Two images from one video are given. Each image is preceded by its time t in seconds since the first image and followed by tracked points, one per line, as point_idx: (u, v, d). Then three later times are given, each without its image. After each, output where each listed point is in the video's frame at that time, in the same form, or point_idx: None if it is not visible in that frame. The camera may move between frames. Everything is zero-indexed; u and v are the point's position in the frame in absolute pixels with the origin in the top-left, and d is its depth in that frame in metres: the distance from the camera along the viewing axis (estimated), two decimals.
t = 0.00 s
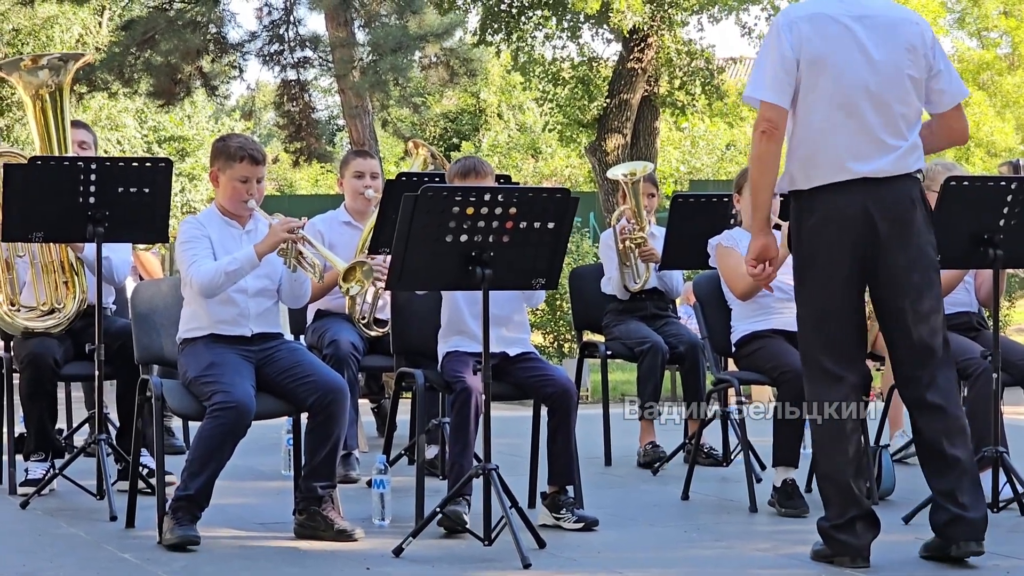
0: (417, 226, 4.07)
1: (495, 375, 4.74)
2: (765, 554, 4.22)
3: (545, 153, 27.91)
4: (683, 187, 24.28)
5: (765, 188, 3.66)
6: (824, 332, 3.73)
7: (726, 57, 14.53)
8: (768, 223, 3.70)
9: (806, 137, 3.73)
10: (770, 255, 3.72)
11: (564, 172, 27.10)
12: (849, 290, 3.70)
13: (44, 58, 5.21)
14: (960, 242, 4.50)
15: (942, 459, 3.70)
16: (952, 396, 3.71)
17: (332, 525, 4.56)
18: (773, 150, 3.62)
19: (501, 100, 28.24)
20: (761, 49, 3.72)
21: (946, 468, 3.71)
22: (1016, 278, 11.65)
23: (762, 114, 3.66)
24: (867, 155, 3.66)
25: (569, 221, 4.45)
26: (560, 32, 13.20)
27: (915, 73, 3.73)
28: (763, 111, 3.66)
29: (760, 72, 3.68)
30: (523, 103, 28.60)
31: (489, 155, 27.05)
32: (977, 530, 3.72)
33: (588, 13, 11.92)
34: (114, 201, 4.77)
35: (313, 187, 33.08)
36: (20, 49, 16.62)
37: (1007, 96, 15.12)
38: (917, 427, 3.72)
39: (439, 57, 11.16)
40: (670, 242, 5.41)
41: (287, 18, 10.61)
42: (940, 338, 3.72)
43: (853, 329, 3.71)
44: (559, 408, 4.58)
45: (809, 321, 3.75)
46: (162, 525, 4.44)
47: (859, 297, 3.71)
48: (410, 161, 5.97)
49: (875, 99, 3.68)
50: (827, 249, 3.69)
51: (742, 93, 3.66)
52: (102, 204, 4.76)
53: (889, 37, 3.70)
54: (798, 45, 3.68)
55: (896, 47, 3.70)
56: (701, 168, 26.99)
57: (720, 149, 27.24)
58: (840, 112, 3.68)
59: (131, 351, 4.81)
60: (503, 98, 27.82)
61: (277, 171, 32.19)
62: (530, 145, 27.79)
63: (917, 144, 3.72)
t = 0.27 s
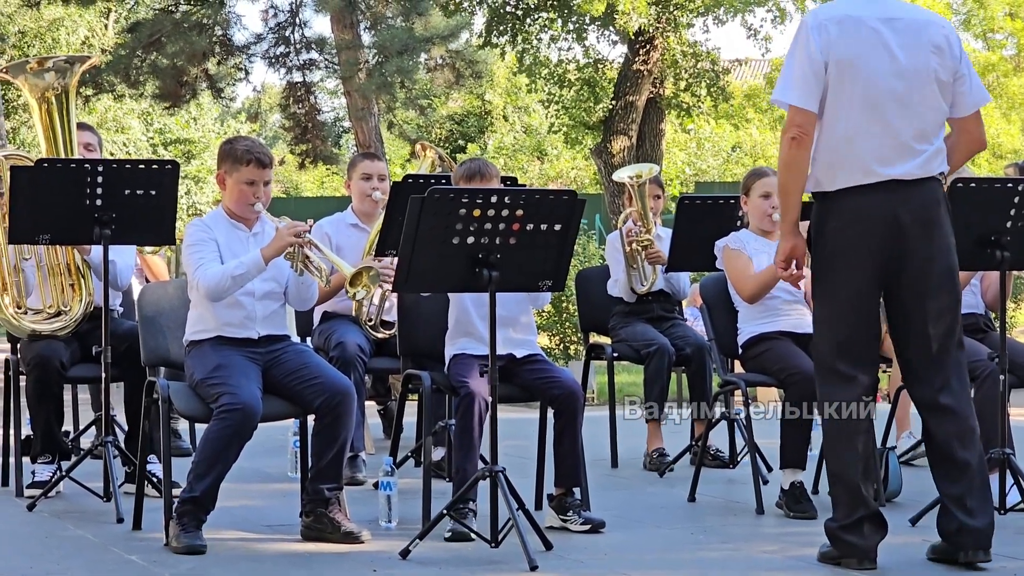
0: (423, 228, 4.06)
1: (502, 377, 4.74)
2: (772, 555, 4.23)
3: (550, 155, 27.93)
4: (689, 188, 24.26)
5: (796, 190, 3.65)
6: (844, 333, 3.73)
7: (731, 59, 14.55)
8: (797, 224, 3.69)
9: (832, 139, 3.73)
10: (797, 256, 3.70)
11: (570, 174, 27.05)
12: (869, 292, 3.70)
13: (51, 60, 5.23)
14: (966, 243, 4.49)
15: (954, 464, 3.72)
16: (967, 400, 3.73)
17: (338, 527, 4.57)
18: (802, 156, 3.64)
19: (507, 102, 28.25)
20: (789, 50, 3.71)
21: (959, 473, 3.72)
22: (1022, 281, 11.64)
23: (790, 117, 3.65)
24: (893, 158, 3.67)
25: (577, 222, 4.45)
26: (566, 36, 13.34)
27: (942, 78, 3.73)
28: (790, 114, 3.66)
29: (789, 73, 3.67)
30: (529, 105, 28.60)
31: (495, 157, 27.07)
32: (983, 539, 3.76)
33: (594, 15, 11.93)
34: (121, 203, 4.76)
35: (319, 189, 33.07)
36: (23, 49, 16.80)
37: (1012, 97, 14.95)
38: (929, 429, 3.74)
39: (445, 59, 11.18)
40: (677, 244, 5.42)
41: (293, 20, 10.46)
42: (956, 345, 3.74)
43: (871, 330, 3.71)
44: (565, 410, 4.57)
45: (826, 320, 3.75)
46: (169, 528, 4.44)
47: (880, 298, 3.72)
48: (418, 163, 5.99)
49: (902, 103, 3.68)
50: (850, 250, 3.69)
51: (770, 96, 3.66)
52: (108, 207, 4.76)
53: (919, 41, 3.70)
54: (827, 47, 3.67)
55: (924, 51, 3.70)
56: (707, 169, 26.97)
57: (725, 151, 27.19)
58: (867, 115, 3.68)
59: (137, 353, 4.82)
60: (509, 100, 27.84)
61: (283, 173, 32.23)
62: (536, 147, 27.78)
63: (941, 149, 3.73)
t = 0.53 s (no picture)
0: (432, 229, 4.07)
1: (510, 377, 4.75)
2: (779, 556, 4.24)
3: (556, 155, 27.93)
4: (694, 188, 24.25)
5: (818, 188, 3.68)
6: (866, 332, 3.74)
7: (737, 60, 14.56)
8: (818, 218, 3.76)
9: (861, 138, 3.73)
10: (816, 249, 3.79)
11: (575, 174, 27.02)
12: (893, 293, 3.71)
13: (55, 61, 5.22)
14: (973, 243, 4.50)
15: (968, 465, 3.75)
16: (983, 400, 3.76)
17: (346, 528, 4.57)
18: (826, 154, 3.66)
19: (513, 102, 28.23)
20: (822, 48, 3.71)
21: (969, 475, 3.76)
22: None
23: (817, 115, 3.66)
24: (921, 160, 3.68)
25: (584, 223, 4.45)
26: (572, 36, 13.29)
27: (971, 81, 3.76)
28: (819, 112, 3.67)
29: (821, 71, 3.67)
30: (534, 105, 28.59)
31: (501, 157, 27.08)
32: (993, 545, 3.77)
33: (600, 15, 11.94)
34: (128, 204, 4.78)
35: (324, 189, 33.11)
36: (32, 50, 18.29)
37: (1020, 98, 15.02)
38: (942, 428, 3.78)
39: (451, 60, 11.20)
40: (684, 244, 5.43)
41: (300, 21, 10.52)
42: (976, 345, 3.77)
43: (894, 330, 3.73)
44: (573, 411, 4.58)
45: (849, 319, 3.76)
46: (177, 528, 4.44)
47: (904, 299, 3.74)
48: (426, 164, 6.03)
49: (932, 106, 3.70)
50: (876, 249, 3.70)
51: (800, 94, 3.67)
52: (116, 207, 4.76)
53: (950, 44, 3.71)
54: (861, 47, 3.67)
55: (955, 54, 3.72)
56: (713, 169, 26.96)
57: (731, 151, 27.17)
58: (896, 116, 3.69)
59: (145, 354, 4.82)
60: (514, 100, 27.86)
61: (290, 174, 32.27)
62: (542, 147, 27.78)
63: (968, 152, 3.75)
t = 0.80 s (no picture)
0: (439, 228, 4.07)
1: (516, 377, 4.75)
2: (786, 556, 4.24)
3: (561, 156, 27.89)
4: (699, 188, 24.21)
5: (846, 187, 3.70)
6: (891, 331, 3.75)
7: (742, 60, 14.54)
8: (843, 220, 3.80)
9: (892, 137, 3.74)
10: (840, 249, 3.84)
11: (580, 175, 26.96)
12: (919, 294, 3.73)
13: (61, 61, 5.22)
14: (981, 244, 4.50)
15: (980, 466, 3.78)
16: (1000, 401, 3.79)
17: (352, 527, 4.57)
18: (857, 153, 3.65)
19: (518, 103, 28.23)
20: (852, 47, 3.70)
21: (981, 477, 3.78)
22: None
23: (848, 114, 3.66)
24: (951, 160, 3.70)
25: (591, 223, 4.44)
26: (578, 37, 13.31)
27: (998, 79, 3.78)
28: (850, 111, 3.66)
29: (852, 70, 3.67)
30: (540, 106, 28.57)
31: (506, 158, 27.07)
32: (1000, 547, 3.79)
33: (606, 15, 11.93)
34: (135, 203, 4.77)
35: (330, 189, 33.10)
36: (38, 50, 18.32)
37: None
38: (957, 428, 3.81)
39: (457, 60, 11.21)
40: (691, 244, 5.46)
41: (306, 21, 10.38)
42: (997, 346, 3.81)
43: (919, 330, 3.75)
44: (579, 411, 4.58)
45: (875, 320, 3.76)
46: (184, 527, 4.44)
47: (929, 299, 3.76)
48: (432, 163, 6.09)
49: (962, 105, 3.71)
50: (905, 249, 3.72)
51: (831, 94, 3.67)
52: (123, 207, 4.76)
53: (978, 43, 3.73)
54: (891, 46, 3.67)
55: (983, 53, 3.73)
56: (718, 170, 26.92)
57: (736, 151, 27.12)
58: (927, 115, 3.70)
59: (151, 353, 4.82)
60: (519, 100, 27.87)
61: (295, 175, 32.25)
62: (547, 147, 27.76)
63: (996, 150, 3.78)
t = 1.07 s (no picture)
0: (446, 229, 4.06)
1: (522, 377, 4.75)
2: (792, 556, 4.24)
3: (567, 155, 27.88)
4: (704, 188, 24.19)
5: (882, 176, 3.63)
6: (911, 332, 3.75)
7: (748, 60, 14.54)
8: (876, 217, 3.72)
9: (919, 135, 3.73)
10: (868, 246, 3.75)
11: (586, 175, 26.93)
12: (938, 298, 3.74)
13: (67, 60, 5.23)
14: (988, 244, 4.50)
15: (992, 467, 3.80)
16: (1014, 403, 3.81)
17: (360, 527, 4.58)
18: (894, 145, 3.61)
19: (524, 103, 28.23)
20: (882, 43, 3.70)
21: (993, 478, 3.80)
22: None
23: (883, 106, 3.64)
24: (977, 159, 3.71)
25: (598, 222, 4.44)
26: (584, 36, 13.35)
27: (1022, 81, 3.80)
28: (884, 103, 3.64)
29: (883, 64, 3.66)
30: (546, 106, 28.57)
31: (511, 157, 27.09)
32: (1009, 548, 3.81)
33: (612, 15, 11.92)
34: (142, 203, 4.77)
35: (335, 189, 33.15)
36: (44, 50, 18.36)
37: None
38: (971, 428, 3.84)
39: (463, 60, 11.23)
40: (699, 245, 5.47)
41: (312, 21, 10.41)
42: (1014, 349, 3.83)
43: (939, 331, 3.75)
44: (585, 411, 4.58)
45: (893, 322, 3.76)
46: (190, 526, 4.44)
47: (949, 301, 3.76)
48: (438, 163, 6.07)
49: (988, 105, 3.72)
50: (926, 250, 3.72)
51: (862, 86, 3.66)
52: (129, 207, 4.77)
53: (1004, 44, 3.74)
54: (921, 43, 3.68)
55: (1009, 53, 3.75)
56: (724, 170, 26.91)
57: (742, 151, 27.10)
58: (954, 115, 3.71)
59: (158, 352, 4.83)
60: (525, 99, 27.89)
61: (301, 174, 32.24)
62: (553, 147, 27.74)
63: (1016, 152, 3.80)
